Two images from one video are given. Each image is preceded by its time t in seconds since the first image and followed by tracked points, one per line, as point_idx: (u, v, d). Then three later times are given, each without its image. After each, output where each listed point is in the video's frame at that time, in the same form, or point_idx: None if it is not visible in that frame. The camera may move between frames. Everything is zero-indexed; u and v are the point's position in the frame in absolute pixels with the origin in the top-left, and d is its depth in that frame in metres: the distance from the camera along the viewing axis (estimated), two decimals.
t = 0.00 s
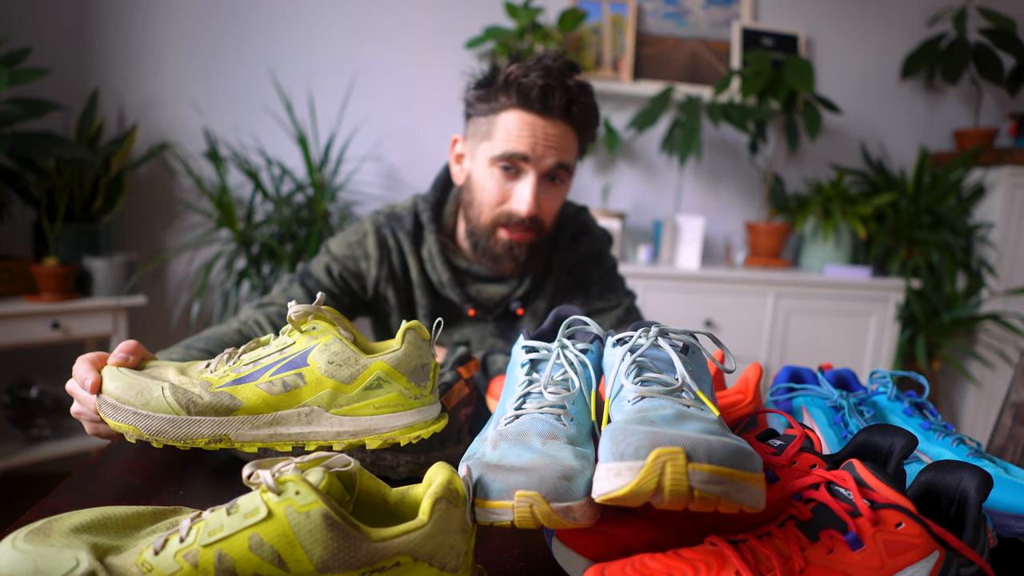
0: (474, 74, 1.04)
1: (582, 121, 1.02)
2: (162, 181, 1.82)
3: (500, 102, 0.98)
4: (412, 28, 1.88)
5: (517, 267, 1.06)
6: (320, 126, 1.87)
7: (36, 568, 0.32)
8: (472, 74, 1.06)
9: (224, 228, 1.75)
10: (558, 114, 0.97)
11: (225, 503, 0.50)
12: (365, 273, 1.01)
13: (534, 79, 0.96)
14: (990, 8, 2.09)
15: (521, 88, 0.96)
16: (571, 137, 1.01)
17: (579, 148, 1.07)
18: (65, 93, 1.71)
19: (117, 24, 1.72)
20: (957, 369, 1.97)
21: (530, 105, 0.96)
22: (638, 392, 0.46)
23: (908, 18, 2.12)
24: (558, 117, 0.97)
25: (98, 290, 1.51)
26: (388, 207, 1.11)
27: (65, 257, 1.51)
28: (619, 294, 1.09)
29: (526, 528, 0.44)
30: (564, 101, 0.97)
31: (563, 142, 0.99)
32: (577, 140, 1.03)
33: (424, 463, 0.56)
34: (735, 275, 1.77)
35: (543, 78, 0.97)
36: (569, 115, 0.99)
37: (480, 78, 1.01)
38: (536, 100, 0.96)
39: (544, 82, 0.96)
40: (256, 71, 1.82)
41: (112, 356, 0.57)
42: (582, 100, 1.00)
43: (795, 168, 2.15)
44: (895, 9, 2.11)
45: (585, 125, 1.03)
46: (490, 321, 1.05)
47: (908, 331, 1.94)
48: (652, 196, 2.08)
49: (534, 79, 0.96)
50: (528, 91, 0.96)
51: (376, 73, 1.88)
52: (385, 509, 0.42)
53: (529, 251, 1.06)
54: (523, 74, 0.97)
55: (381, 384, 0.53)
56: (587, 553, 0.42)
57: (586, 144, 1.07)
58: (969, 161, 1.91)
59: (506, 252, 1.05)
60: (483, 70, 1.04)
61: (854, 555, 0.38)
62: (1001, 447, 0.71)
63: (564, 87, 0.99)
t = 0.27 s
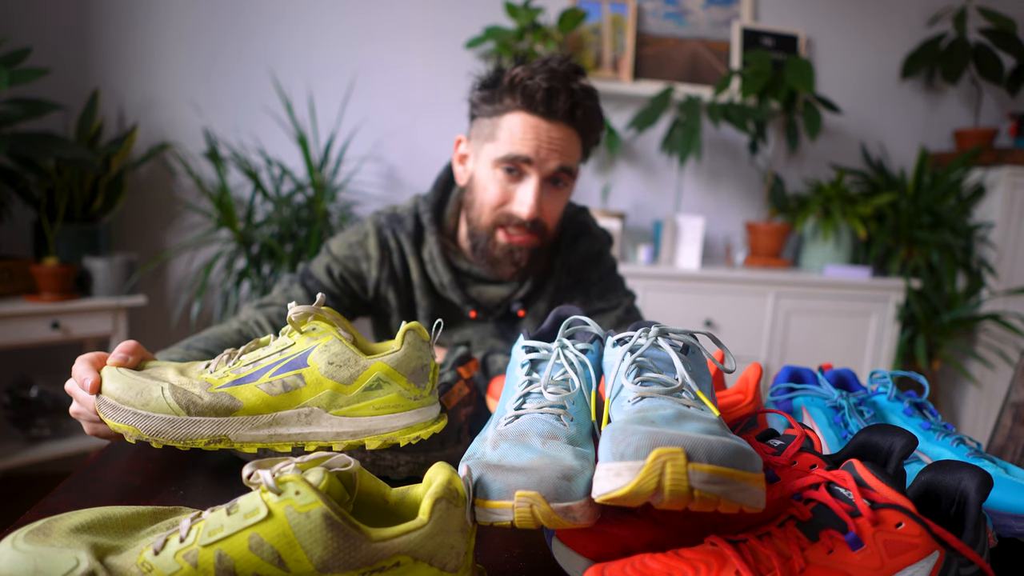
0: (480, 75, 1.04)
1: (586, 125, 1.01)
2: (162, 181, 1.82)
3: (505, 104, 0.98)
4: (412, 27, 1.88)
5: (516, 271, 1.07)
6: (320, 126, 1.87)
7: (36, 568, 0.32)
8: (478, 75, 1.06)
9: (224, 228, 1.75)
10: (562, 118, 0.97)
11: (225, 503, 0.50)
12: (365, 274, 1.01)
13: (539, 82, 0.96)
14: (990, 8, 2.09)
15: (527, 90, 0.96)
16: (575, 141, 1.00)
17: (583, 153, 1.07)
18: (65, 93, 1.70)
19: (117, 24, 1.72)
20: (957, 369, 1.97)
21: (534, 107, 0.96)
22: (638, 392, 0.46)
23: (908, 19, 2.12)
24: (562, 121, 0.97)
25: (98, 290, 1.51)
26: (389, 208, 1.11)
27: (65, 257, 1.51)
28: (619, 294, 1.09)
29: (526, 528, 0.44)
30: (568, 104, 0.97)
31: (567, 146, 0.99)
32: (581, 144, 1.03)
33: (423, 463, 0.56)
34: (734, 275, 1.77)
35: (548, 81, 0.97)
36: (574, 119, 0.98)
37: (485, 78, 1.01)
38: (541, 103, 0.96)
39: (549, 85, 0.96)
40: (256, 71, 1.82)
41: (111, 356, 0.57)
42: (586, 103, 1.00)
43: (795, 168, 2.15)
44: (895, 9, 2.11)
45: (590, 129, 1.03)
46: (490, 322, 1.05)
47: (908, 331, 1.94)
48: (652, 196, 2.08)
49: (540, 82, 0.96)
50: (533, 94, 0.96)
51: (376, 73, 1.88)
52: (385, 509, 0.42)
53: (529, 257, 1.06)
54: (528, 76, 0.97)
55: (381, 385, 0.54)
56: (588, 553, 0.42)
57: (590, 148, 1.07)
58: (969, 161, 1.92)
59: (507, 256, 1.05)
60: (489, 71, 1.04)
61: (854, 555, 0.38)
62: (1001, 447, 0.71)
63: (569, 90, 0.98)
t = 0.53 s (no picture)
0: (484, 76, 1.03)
1: (591, 131, 1.01)
2: (162, 181, 1.82)
3: (510, 107, 0.97)
4: (412, 28, 1.88)
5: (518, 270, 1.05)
6: (320, 126, 1.87)
7: (36, 568, 0.32)
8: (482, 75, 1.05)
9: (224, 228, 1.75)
10: (568, 123, 0.96)
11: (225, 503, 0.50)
12: (366, 274, 1.01)
13: (545, 87, 0.95)
14: (990, 8, 2.09)
15: (532, 95, 0.95)
16: (579, 146, 1.00)
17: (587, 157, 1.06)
18: (65, 93, 1.71)
19: (118, 24, 1.72)
20: (957, 369, 1.97)
21: (540, 112, 0.95)
22: (638, 392, 0.46)
23: (909, 19, 2.12)
24: (568, 125, 0.96)
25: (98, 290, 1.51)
26: (389, 208, 1.11)
27: (65, 257, 1.51)
28: (619, 294, 1.09)
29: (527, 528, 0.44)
30: (574, 109, 0.97)
31: (572, 150, 0.99)
32: (586, 149, 1.02)
33: (423, 463, 0.56)
34: (734, 275, 1.77)
35: (554, 86, 0.96)
36: (579, 123, 0.98)
37: (490, 79, 1.00)
38: (546, 108, 0.95)
39: (555, 90, 0.96)
40: (256, 71, 1.82)
41: (114, 358, 0.57)
42: (592, 108, 0.99)
43: (796, 168, 2.15)
44: (895, 9, 2.11)
45: (595, 134, 1.02)
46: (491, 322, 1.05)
47: (908, 331, 1.94)
48: (652, 196, 2.08)
49: (546, 87, 0.95)
50: (539, 98, 0.95)
51: (376, 74, 1.88)
52: (385, 509, 0.42)
53: (532, 254, 1.05)
54: (534, 80, 0.96)
55: (383, 395, 0.53)
56: (588, 553, 0.42)
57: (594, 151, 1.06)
58: (969, 161, 1.92)
59: (509, 255, 1.04)
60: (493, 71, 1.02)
61: (854, 555, 0.38)
62: (1001, 447, 0.71)
63: (575, 95, 0.98)
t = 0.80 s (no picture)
0: (474, 69, 1.07)
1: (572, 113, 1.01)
2: (162, 181, 1.82)
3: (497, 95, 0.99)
4: (413, 28, 1.88)
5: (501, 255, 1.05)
6: (320, 126, 1.87)
7: (36, 568, 0.32)
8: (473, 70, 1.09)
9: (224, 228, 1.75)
10: (546, 103, 0.97)
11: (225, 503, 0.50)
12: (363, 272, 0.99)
13: (523, 68, 0.98)
14: (990, 8, 2.09)
15: (511, 76, 0.98)
16: (559, 128, 1.00)
17: (573, 145, 1.06)
18: (66, 93, 1.71)
19: (118, 24, 1.72)
20: (957, 369, 1.97)
21: (518, 92, 0.97)
22: (638, 392, 0.46)
23: (908, 19, 2.12)
24: (545, 106, 0.97)
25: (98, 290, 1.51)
26: (386, 208, 1.11)
27: (65, 257, 1.51)
28: (618, 294, 1.08)
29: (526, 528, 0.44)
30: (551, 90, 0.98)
31: (551, 133, 0.99)
32: (568, 133, 1.02)
33: (423, 463, 0.56)
34: (734, 275, 1.77)
35: (533, 68, 0.99)
36: (557, 105, 0.98)
37: (476, 71, 1.04)
38: (523, 89, 0.97)
39: (532, 71, 0.98)
40: (256, 71, 1.82)
41: (120, 339, 0.57)
42: (571, 92, 1.01)
43: (796, 168, 2.15)
44: (894, 9, 2.11)
45: (576, 116, 1.02)
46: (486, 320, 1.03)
47: (908, 331, 1.94)
48: (652, 196, 2.08)
49: (523, 67, 0.98)
50: (517, 80, 0.97)
51: (376, 73, 1.88)
52: (385, 509, 0.42)
53: (511, 241, 1.05)
54: (513, 63, 0.99)
55: (390, 365, 0.54)
56: (588, 553, 0.42)
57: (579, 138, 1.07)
58: (969, 161, 1.92)
59: (490, 240, 1.04)
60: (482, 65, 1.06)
61: (854, 555, 0.38)
62: (1002, 448, 0.71)
63: (552, 77, 1.00)
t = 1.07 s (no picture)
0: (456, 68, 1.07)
1: (554, 105, 1.01)
2: (162, 181, 1.82)
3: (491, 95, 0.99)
4: (412, 28, 1.88)
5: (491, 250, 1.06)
6: (320, 126, 1.87)
7: (36, 568, 0.32)
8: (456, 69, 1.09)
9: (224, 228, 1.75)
10: (526, 96, 0.97)
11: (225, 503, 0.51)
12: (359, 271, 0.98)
13: (501, 62, 0.98)
14: (990, 8, 2.09)
15: (490, 71, 0.98)
16: (542, 120, 0.99)
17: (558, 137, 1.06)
18: (65, 93, 1.71)
19: (118, 25, 1.72)
20: (957, 369, 1.97)
21: (498, 87, 0.97)
22: (638, 392, 0.46)
23: (907, 19, 2.12)
24: (526, 99, 0.97)
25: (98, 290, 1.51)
26: (379, 208, 1.12)
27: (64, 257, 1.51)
28: (617, 293, 1.08)
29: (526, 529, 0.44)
30: (531, 83, 0.97)
31: (533, 125, 0.98)
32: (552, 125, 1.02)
33: (423, 463, 0.57)
34: (734, 275, 1.77)
35: (511, 61, 0.98)
36: (537, 96, 0.98)
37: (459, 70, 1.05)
38: (503, 83, 0.97)
39: (510, 64, 0.97)
40: (257, 71, 1.83)
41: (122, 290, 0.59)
42: (552, 84, 1.00)
43: (795, 168, 2.15)
44: (894, 9, 2.11)
45: (559, 108, 1.02)
46: (479, 321, 1.04)
47: (908, 331, 1.94)
48: (652, 196, 2.08)
49: (501, 61, 0.97)
50: (495, 74, 0.97)
51: (376, 74, 1.88)
52: (386, 509, 0.42)
53: (501, 236, 1.05)
54: (492, 58, 0.99)
55: (383, 270, 0.61)
56: (588, 553, 0.42)
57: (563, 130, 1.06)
58: (969, 161, 1.92)
59: (479, 235, 1.05)
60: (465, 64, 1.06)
61: (854, 555, 0.39)
62: (1001, 447, 0.71)
63: (531, 69, 0.99)
